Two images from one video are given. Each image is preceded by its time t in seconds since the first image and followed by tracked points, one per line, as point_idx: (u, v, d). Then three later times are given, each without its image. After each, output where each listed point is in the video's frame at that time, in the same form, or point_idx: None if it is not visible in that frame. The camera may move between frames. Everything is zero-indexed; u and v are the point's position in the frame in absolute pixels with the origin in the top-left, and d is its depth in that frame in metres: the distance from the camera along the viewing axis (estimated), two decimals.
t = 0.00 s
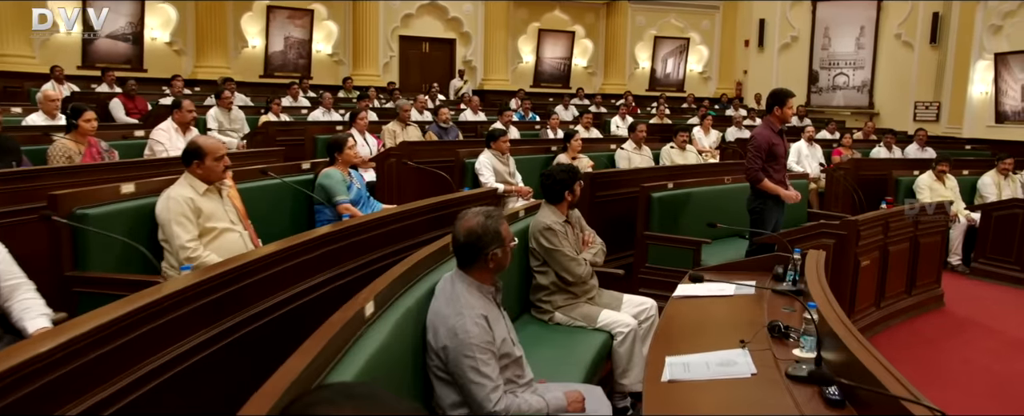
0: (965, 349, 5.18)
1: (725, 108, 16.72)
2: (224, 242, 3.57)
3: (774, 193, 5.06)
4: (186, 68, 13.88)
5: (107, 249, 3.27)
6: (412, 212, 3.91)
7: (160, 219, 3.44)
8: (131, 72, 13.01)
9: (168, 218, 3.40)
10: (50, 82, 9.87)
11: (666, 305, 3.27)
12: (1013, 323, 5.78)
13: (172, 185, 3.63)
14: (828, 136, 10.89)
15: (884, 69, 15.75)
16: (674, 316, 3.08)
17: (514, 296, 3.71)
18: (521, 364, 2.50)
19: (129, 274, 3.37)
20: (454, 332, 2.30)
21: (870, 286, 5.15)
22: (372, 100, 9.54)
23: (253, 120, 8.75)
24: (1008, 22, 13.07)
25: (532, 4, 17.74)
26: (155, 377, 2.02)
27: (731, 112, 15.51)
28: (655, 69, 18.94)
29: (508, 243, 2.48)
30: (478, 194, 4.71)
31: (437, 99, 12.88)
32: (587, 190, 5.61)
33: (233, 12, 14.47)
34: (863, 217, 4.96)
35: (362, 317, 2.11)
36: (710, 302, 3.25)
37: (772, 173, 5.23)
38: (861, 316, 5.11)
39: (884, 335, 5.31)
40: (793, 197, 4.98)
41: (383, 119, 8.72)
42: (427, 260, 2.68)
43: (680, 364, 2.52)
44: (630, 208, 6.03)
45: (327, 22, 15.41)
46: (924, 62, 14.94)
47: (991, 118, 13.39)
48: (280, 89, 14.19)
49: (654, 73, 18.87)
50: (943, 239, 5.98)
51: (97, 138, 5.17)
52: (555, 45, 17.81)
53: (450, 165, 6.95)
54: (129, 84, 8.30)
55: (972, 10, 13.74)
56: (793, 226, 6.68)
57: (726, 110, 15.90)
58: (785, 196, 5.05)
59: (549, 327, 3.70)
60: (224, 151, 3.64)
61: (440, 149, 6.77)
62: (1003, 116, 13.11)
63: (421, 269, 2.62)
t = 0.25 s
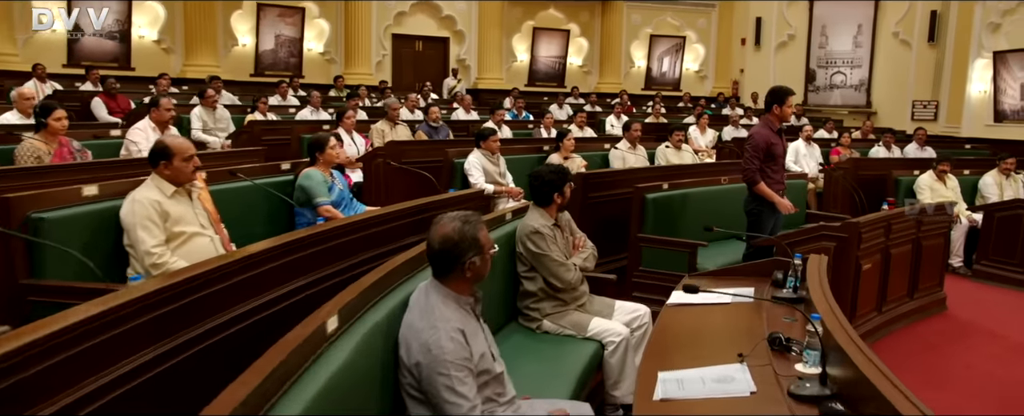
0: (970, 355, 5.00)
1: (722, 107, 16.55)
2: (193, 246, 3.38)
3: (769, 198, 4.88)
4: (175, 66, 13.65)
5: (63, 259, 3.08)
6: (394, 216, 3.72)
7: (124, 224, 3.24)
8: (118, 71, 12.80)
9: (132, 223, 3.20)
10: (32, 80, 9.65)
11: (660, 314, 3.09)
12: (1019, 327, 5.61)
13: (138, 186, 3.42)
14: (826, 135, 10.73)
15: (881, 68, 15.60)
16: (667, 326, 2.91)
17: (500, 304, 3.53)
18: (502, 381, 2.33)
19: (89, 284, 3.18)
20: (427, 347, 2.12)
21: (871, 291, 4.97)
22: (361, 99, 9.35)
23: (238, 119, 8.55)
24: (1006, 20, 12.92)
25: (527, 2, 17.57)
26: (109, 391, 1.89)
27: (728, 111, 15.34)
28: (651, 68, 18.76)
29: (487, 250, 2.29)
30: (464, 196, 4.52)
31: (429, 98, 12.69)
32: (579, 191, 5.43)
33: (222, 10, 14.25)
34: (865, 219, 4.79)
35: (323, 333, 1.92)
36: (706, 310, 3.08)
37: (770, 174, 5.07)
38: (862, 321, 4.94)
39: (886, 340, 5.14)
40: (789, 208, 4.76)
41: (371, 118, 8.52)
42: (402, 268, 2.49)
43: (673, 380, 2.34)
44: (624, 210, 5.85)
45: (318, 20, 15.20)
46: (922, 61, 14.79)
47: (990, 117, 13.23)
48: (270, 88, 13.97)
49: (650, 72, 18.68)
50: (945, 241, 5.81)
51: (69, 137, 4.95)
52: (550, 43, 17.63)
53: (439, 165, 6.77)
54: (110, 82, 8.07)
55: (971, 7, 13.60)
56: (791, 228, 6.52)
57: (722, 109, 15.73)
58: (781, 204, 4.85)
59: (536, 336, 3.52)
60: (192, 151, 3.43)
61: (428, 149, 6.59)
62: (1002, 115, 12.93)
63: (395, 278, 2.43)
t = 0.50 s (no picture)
0: (975, 361, 4.82)
1: (719, 105, 16.37)
2: (159, 250, 3.20)
3: (766, 201, 4.70)
4: (163, 65, 13.42)
5: (15, 263, 2.87)
6: (374, 219, 3.53)
7: (85, 227, 3.04)
8: (105, 69, 12.58)
9: (95, 228, 3.01)
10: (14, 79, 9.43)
11: (653, 322, 2.91)
12: None
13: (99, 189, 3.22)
14: (824, 134, 10.58)
15: (879, 66, 15.44)
16: (660, 336, 2.73)
17: (485, 311, 3.34)
18: (480, 400, 2.14)
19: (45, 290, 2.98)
20: (397, 365, 1.94)
21: (872, 295, 4.80)
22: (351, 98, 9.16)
23: (224, 118, 8.35)
24: (1006, 17, 12.75)
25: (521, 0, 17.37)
26: None
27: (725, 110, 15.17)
28: (647, 67, 18.58)
29: (464, 259, 2.10)
30: (450, 199, 4.33)
31: (421, 97, 12.50)
32: (571, 192, 5.25)
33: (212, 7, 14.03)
34: (866, 220, 4.62)
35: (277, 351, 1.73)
36: (701, 320, 2.90)
37: (768, 175, 4.89)
38: (863, 327, 4.76)
39: (888, 347, 4.97)
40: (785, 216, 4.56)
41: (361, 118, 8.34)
42: (373, 276, 2.31)
43: (666, 399, 2.17)
44: (617, 211, 5.67)
45: (310, 18, 14.98)
46: (920, 59, 14.63)
47: (989, 116, 13.06)
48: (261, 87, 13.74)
49: (646, 71, 18.48)
50: (948, 243, 5.63)
51: (39, 137, 4.76)
52: (545, 42, 17.45)
53: (428, 166, 6.59)
54: (91, 81, 7.86)
55: (970, 5, 13.44)
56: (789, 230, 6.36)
57: (719, 109, 15.56)
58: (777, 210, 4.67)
59: (522, 345, 3.34)
60: (159, 149, 3.25)
61: (417, 149, 6.41)
62: (1001, 114, 12.75)
63: (364, 288, 2.25)
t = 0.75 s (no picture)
0: (980, 368, 4.66)
1: (716, 105, 16.21)
2: (122, 255, 3.03)
3: (766, 200, 4.53)
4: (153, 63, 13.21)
5: None
6: (352, 221, 3.36)
7: (41, 232, 2.85)
8: (93, 67, 12.39)
9: (52, 232, 2.82)
10: None
11: (645, 332, 2.74)
12: None
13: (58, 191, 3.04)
14: (822, 134, 10.42)
15: (878, 65, 15.29)
16: (653, 346, 2.55)
17: (468, 319, 3.17)
18: None
19: None
20: (358, 385, 1.77)
21: (874, 300, 4.64)
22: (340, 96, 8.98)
23: (210, 117, 8.17)
24: (1005, 16, 12.61)
25: None
26: None
27: (722, 110, 15.01)
28: (644, 66, 18.40)
29: (435, 268, 1.92)
30: (434, 200, 4.16)
31: (414, 96, 12.32)
32: (563, 193, 5.08)
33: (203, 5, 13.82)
34: (868, 223, 4.45)
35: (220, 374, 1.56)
36: (696, 331, 2.73)
37: (766, 175, 4.72)
38: (864, 333, 4.59)
39: (890, 353, 4.80)
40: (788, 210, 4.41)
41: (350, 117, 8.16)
42: (339, 285, 2.13)
43: None
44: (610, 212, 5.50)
45: (303, 16, 14.79)
46: (919, 58, 14.47)
47: (989, 116, 12.92)
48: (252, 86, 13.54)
49: (643, 70, 18.30)
50: (951, 245, 5.47)
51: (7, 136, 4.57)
52: (540, 41, 17.28)
53: (416, 166, 6.42)
54: (72, 79, 7.67)
55: (969, 3, 13.29)
56: (788, 231, 6.19)
57: (717, 108, 15.40)
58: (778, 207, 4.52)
59: (507, 355, 3.16)
60: (123, 150, 3.07)
61: (405, 148, 6.24)
62: (1001, 114, 12.61)
63: (329, 299, 2.08)
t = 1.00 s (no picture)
0: (986, 375, 4.49)
1: (714, 104, 16.05)
2: (82, 260, 2.85)
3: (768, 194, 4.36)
4: (143, 62, 13.03)
5: None
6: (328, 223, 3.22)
7: None
8: (82, 66, 12.22)
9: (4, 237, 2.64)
10: None
11: (635, 342, 2.57)
12: None
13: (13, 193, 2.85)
14: (822, 133, 10.26)
15: (877, 64, 15.11)
16: (643, 359, 2.40)
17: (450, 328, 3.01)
18: None
19: None
20: (313, 409, 1.61)
21: (876, 305, 4.47)
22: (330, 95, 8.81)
23: (197, 116, 7.99)
24: (1006, 14, 12.43)
25: None
26: None
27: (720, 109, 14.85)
28: (641, 64, 18.22)
29: (401, 278, 1.76)
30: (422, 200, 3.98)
31: (408, 95, 12.14)
32: (554, 194, 4.92)
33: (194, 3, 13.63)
34: (870, 225, 4.29)
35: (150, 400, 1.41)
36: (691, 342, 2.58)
37: (765, 175, 4.55)
38: (866, 340, 4.43)
39: (893, 360, 4.63)
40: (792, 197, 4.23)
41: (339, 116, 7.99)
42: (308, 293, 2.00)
43: None
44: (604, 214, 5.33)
45: (296, 14, 14.60)
46: (919, 56, 14.33)
47: (990, 115, 12.75)
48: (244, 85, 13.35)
49: (640, 69, 18.13)
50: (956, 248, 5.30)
51: None
52: (537, 39, 17.12)
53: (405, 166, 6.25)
54: (54, 77, 7.49)
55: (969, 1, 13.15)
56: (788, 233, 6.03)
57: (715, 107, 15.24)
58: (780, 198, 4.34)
59: (490, 366, 2.99)
60: (83, 150, 2.89)
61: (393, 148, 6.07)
62: (1003, 113, 12.34)
63: (288, 312, 1.92)
